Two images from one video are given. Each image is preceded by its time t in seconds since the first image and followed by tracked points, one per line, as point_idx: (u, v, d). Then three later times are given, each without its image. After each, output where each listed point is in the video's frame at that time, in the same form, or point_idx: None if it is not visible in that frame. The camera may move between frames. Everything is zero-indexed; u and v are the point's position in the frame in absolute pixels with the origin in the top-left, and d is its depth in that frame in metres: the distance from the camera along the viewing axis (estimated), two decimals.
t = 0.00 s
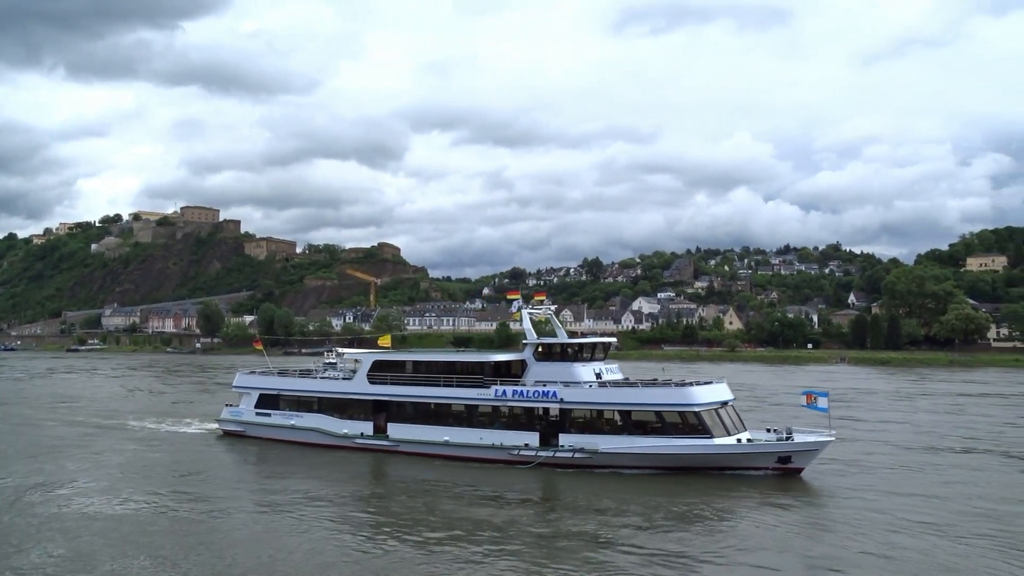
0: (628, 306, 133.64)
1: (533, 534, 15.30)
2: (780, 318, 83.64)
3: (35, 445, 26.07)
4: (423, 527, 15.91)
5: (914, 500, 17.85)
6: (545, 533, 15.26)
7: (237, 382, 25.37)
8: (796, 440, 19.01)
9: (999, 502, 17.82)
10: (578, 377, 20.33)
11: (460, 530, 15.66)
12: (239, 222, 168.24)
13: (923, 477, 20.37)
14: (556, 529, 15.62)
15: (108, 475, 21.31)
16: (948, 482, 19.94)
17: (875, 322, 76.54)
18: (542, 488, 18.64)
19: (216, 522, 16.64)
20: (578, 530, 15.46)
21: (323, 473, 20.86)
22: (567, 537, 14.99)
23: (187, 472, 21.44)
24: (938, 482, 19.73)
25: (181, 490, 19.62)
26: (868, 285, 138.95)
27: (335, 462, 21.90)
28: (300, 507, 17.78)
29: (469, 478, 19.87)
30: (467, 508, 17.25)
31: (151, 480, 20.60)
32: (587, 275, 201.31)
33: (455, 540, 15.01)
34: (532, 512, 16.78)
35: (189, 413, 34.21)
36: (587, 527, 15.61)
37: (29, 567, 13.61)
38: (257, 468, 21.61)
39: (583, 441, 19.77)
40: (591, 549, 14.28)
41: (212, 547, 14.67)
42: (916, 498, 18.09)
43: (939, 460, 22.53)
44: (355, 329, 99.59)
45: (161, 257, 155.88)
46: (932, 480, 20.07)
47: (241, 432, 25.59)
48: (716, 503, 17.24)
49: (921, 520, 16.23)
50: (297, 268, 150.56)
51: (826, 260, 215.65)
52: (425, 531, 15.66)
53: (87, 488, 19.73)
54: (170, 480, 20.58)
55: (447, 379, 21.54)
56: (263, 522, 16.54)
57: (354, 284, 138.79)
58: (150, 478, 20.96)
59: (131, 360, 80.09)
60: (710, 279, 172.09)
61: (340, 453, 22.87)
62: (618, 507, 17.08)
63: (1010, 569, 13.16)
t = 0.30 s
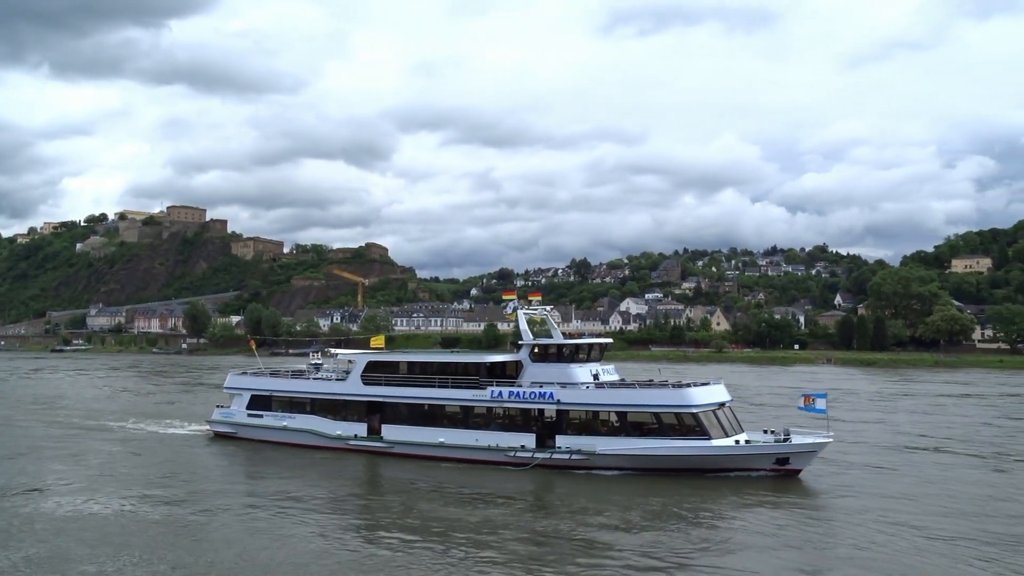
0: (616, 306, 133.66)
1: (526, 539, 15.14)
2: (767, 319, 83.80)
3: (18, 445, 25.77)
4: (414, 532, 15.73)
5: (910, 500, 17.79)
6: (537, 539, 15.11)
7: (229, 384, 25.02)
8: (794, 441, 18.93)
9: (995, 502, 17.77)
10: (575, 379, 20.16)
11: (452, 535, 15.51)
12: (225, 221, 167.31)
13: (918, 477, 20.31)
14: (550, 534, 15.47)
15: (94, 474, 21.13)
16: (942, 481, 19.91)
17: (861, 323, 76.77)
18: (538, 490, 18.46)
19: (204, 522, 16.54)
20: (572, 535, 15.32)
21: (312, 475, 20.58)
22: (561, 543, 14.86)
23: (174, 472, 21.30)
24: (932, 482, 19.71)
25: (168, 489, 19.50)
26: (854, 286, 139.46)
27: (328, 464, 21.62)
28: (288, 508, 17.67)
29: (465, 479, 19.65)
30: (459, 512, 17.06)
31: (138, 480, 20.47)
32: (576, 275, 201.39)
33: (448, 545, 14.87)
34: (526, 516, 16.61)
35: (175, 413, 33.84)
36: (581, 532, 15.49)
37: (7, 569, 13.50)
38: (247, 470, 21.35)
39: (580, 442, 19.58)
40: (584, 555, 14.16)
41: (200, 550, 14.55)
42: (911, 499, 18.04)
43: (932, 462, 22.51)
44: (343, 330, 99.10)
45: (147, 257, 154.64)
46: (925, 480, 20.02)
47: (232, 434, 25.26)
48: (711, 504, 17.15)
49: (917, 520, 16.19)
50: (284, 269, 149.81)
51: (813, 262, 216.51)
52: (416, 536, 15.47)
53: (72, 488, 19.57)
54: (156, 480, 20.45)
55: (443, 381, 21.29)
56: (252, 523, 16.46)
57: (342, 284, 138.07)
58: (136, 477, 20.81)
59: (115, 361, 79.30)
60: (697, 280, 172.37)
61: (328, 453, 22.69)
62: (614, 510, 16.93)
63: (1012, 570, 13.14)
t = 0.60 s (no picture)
0: (603, 306, 131.97)
1: (524, 548, 13.27)
2: (754, 319, 81.77)
3: None
4: (398, 539, 13.84)
5: (932, 512, 16.06)
6: (537, 548, 13.25)
7: (219, 382, 22.65)
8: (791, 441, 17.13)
9: None
10: (571, 379, 18.22)
11: (439, 542, 13.63)
12: (212, 220, 164.55)
13: (940, 490, 18.57)
14: (550, 542, 13.59)
15: (61, 472, 19.32)
16: (968, 494, 18.18)
17: (847, 324, 75.14)
18: (534, 492, 16.53)
19: (181, 525, 14.81)
20: (576, 544, 13.45)
21: (293, 475, 18.59)
22: (563, 553, 12.98)
23: (147, 470, 19.48)
24: (957, 495, 17.96)
25: (141, 487, 17.75)
26: (841, 286, 138.31)
27: (311, 465, 19.52)
28: (269, 509, 15.86)
29: (458, 481, 17.63)
30: (449, 516, 15.16)
31: (108, 478, 18.71)
32: (564, 275, 199.47)
33: (436, 554, 12.99)
34: (522, 522, 14.73)
35: (154, 414, 31.70)
36: (586, 541, 13.61)
37: None
38: (229, 469, 19.44)
39: (576, 443, 17.68)
40: (590, 568, 12.31)
41: (174, 558, 12.84)
42: (931, 509, 16.32)
43: (956, 475, 20.73)
44: (330, 329, 96.97)
45: (132, 256, 151.41)
46: (950, 493, 18.29)
47: (222, 435, 22.98)
48: (727, 511, 15.30)
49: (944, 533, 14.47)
50: (270, 268, 147.31)
51: (800, 262, 215.64)
52: (402, 543, 13.61)
53: (37, 486, 17.78)
54: (130, 478, 18.69)
55: (438, 381, 19.18)
56: (234, 525, 14.75)
57: (329, 283, 135.72)
58: (107, 475, 19.04)
59: (94, 360, 77.02)
60: (685, 280, 170.96)
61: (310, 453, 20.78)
62: (621, 515, 15.04)
63: None
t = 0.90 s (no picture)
0: (590, 306, 129.78)
1: (524, 561, 10.88)
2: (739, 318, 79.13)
3: None
4: (380, 550, 11.47)
5: (965, 514, 13.98)
6: (542, 561, 10.86)
7: (210, 381, 19.47)
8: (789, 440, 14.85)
9: None
10: (568, 379, 15.67)
11: (426, 554, 11.25)
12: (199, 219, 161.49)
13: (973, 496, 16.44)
14: (552, 554, 11.21)
15: (28, 472, 17.43)
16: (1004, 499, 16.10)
17: (832, 323, 73.31)
18: (528, 495, 14.08)
19: (161, 525, 12.95)
20: (585, 557, 11.06)
21: (275, 473, 16.33)
22: (574, 568, 10.59)
23: (122, 469, 17.57)
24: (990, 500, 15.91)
25: (115, 485, 15.89)
26: (827, 285, 136.69)
27: (289, 468, 16.73)
28: (249, 510, 13.79)
29: (453, 483, 15.03)
30: (435, 523, 12.71)
31: (80, 476, 16.85)
32: (551, 275, 197.38)
33: (421, 569, 10.61)
34: (519, 530, 12.32)
35: (128, 415, 29.08)
36: (598, 553, 11.21)
37: None
38: (213, 469, 17.00)
39: (574, 443, 15.20)
40: None
41: (150, 563, 11.02)
42: (960, 511, 14.18)
43: (987, 484, 18.60)
44: (317, 329, 94.39)
45: (117, 255, 148.22)
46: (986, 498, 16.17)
47: (215, 437, 19.80)
48: (752, 516, 12.96)
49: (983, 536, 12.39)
50: (257, 267, 144.42)
51: (786, 262, 214.44)
52: (393, 555, 11.27)
53: (23, 487, 15.91)
54: (105, 476, 16.87)
55: (432, 381, 16.50)
56: (219, 525, 12.91)
57: (316, 283, 133.68)
58: (79, 474, 17.14)
59: (75, 360, 74.32)
60: (672, 280, 169.08)
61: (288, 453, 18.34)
62: (631, 522, 12.65)
63: None
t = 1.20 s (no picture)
0: (577, 304, 129.93)
1: (522, 560, 10.94)
2: (726, 317, 79.83)
3: None
4: (378, 549, 11.51)
5: (954, 511, 14.19)
6: (541, 560, 10.92)
7: (202, 380, 19.50)
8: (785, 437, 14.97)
9: None
10: (564, 378, 15.72)
11: (423, 552, 11.29)
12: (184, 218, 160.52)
13: (961, 493, 16.66)
14: (546, 552, 11.31)
15: (14, 472, 17.42)
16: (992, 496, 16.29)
17: (818, 321, 73.73)
18: (523, 494, 14.20)
19: (149, 524, 13.01)
20: (583, 556, 11.12)
21: (267, 474, 16.37)
22: (572, 567, 10.66)
23: (107, 469, 17.58)
24: (979, 496, 16.12)
25: (102, 485, 15.94)
26: (812, 284, 137.42)
27: (285, 469, 16.80)
28: (239, 510, 13.80)
29: (452, 482, 15.11)
30: (430, 521, 12.80)
31: (67, 476, 16.87)
32: (538, 273, 197.56)
33: (419, 569, 10.63)
34: (515, 529, 12.38)
35: (115, 415, 28.82)
36: (594, 553, 11.27)
37: None
38: (200, 471, 17.00)
39: (572, 442, 15.29)
40: None
41: (137, 562, 11.09)
42: (948, 508, 14.39)
43: (975, 481, 18.80)
44: (303, 328, 94.10)
45: (101, 253, 147.32)
46: (975, 495, 16.37)
47: (206, 437, 19.84)
48: (744, 515, 13.08)
49: (969, 532, 12.60)
50: (243, 266, 143.85)
51: (772, 260, 215.27)
52: (391, 551, 11.37)
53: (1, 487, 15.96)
54: (92, 476, 16.89)
55: (427, 379, 16.57)
56: (207, 524, 12.98)
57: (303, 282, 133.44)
58: (64, 474, 17.15)
59: (59, 360, 73.78)
60: (659, 278, 169.51)
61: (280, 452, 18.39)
62: (625, 520, 12.75)
63: None
